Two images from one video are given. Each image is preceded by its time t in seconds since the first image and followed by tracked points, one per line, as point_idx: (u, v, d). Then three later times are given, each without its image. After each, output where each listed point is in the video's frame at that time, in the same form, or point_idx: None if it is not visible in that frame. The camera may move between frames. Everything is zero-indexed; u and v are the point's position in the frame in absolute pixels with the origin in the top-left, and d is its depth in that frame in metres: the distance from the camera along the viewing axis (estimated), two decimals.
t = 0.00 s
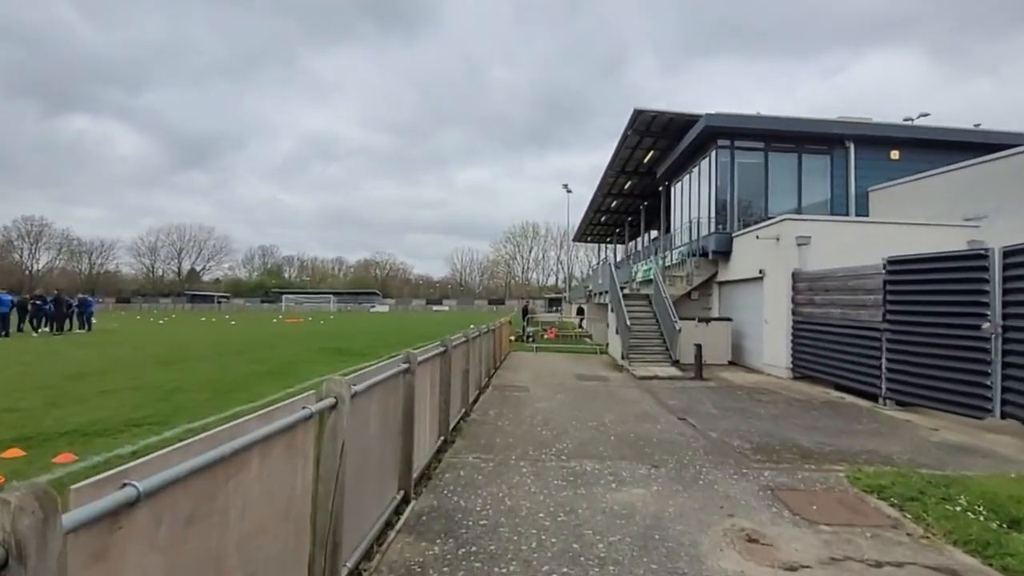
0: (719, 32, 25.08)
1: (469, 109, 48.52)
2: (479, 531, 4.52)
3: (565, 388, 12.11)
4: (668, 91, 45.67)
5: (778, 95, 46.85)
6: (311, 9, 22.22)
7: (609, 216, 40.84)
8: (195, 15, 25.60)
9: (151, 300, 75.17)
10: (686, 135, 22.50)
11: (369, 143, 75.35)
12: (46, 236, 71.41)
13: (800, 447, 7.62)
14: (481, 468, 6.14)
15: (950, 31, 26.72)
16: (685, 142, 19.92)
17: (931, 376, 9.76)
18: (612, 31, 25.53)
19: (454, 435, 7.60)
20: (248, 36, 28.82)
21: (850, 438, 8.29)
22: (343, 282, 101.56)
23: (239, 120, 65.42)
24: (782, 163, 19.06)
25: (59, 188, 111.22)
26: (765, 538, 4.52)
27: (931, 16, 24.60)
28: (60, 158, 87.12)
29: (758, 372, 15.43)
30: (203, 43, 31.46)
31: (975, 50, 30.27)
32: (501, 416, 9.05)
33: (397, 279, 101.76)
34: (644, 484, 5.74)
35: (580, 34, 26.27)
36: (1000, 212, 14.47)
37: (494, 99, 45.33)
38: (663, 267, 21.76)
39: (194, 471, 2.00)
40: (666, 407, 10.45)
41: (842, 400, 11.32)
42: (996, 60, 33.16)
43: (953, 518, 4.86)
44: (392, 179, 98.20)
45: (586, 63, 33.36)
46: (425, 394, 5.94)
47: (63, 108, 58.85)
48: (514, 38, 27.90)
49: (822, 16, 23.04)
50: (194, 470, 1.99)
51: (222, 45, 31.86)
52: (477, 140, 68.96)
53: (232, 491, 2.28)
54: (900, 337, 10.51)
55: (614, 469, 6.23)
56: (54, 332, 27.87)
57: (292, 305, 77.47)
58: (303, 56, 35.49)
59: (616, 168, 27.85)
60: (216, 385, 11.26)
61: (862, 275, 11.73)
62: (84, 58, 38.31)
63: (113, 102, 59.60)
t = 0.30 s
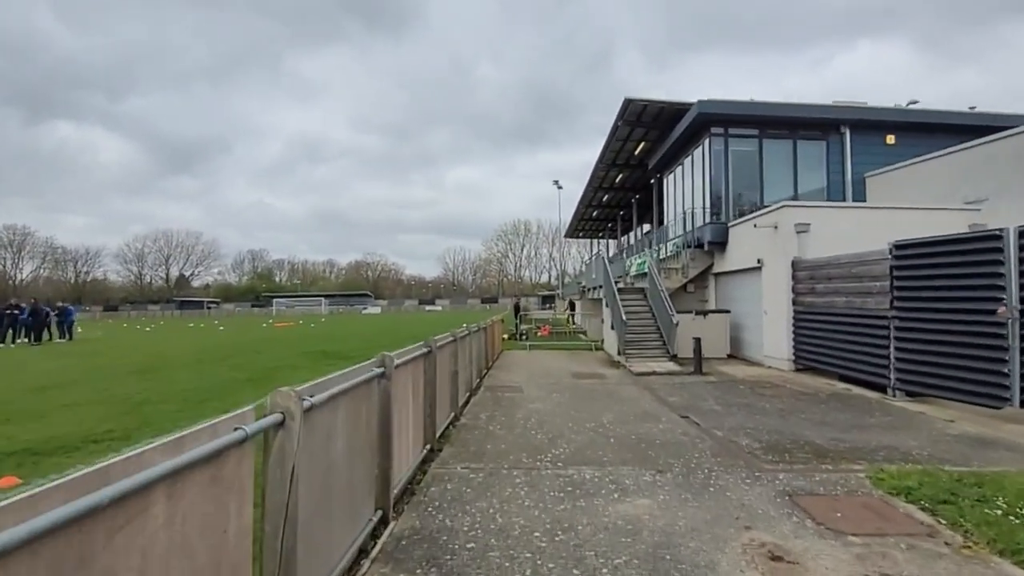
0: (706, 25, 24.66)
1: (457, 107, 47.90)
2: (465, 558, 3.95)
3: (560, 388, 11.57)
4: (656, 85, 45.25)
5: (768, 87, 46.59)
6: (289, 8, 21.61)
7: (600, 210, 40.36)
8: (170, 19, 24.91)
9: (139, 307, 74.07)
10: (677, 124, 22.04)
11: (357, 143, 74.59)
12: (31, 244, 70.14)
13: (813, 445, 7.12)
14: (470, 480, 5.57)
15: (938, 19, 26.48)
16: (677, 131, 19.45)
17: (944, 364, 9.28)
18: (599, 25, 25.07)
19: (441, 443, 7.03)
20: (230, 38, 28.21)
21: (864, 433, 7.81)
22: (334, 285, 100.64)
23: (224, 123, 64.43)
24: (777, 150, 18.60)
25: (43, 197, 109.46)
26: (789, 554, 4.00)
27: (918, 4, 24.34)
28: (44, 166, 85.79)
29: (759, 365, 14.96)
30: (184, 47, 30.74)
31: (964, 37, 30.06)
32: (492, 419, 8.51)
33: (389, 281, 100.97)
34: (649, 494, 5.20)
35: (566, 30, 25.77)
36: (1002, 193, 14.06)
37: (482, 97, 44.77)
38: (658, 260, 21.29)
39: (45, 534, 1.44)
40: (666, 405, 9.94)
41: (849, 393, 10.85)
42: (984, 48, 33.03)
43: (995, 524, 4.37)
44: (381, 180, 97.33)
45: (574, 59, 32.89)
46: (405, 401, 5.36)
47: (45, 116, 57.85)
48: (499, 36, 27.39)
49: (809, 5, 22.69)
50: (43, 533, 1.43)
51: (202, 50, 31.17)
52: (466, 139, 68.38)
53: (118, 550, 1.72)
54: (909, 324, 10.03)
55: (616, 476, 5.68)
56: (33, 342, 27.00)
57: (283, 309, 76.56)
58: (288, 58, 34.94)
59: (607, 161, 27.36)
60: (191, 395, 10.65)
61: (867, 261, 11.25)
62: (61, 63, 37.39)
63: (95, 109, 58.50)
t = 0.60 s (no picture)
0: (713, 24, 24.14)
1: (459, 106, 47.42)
2: None
3: (565, 392, 11.06)
4: (659, 83, 44.72)
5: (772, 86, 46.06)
6: (286, 6, 21.16)
7: (604, 210, 39.84)
8: (166, 19, 24.49)
9: (140, 307, 73.77)
10: (685, 120, 21.48)
11: (359, 142, 74.26)
12: (31, 243, 69.83)
13: (841, 459, 6.59)
14: (470, 501, 5.05)
15: (948, 18, 25.96)
16: (685, 126, 18.90)
17: (973, 369, 8.66)
18: (602, 25, 24.57)
19: (439, 456, 6.50)
20: (230, 37, 27.86)
21: (893, 445, 7.29)
22: (335, 284, 100.29)
23: (225, 122, 64.04)
24: (788, 146, 18.03)
25: (44, 196, 109.29)
26: None
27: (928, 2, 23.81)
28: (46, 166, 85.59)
29: (772, 368, 14.42)
30: (183, 47, 30.43)
31: (973, 36, 29.53)
32: (494, 427, 8.01)
33: (390, 280, 100.54)
34: (669, 518, 4.68)
35: (569, 29, 25.25)
36: None
37: (484, 96, 44.31)
38: (664, 259, 20.76)
39: None
40: (678, 412, 9.43)
41: (869, 398, 10.33)
42: (994, 46, 32.49)
43: None
44: (383, 180, 96.89)
45: (577, 59, 32.40)
46: (397, 413, 4.83)
47: (45, 114, 57.56)
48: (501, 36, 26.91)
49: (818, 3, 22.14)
50: None
51: (201, 48, 30.76)
52: (468, 138, 67.94)
53: None
54: (935, 327, 9.42)
55: (632, 496, 5.15)
56: (27, 342, 26.52)
57: (283, 309, 76.17)
58: (289, 57, 34.63)
59: (611, 159, 26.81)
60: (180, 399, 10.19)
61: (888, 260, 10.69)
62: (60, 62, 37.03)
63: (96, 109, 58.19)
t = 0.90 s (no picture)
0: (731, 27, 23.51)
1: (469, 105, 47.02)
2: None
3: (575, 399, 10.54)
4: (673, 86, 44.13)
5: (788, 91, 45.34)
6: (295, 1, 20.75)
7: (614, 211, 39.24)
8: (173, 11, 24.16)
9: (147, 297, 73.91)
10: (702, 120, 20.87)
11: (369, 139, 74.13)
12: (41, 232, 70.08)
13: (879, 485, 6.04)
14: (473, 525, 4.52)
15: (972, 26, 25.23)
16: (703, 126, 18.30)
17: (1014, 389, 8.04)
18: (616, 26, 24.01)
19: (439, 469, 5.98)
20: (244, 32, 27.74)
21: (932, 469, 6.73)
22: (342, 280, 100.14)
23: (235, 116, 64.00)
24: (809, 149, 17.40)
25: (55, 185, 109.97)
26: None
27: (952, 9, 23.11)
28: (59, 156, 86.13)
29: (789, 379, 13.84)
30: (198, 40, 30.38)
31: (996, 44, 28.79)
32: (500, 437, 7.48)
33: (396, 278, 100.32)
34: (698, 552, 4.15)
35: (584, 30, 24.70)
36: None
37: (495, 95, 43.88)
38: (677, 262, 20.18)
39: None
40: (695, 425, 8.89)
41: (898, 415, 9.73)
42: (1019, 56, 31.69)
43: None
44: (391, 177, 96.65)
45: (590, 60, 31.86)
46: (394, 426, 4.29)
47: (60, 105, 57.90)
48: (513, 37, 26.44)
49: (840, 7, 21.49)
50: None
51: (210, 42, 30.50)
52: (478, 137, 67.62)
53: None
54: (972, 342, 8.81)
55: (654, 524, 4.62)
56: (28, 331, 26.28)
57: (289, 303, 76.08)
58: (302, 53, 34.49)
59: (624, 159, 26.21)
60: (171, 396, 9.72)
61: (921, 270, 10.08)
62: (72, 52, 37.02)
63: (107, 101, 58.29)
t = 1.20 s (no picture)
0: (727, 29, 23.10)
1: (464, 111, 46.72)
2: None
3: (577, 408, 10.01)
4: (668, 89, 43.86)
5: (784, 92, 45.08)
6: (284, 10, 20.29)
7: (611, 215, 38.79)
8: (164, 23, 23.86)
9: (143, 309, 73.25)
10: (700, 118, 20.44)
11: (365, 148, 73.83)
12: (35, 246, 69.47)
13: (912, 499, 5.52)
14: (467, 559, 3.99)
15: (971, 24, 24.92)
16: (702, 124, 17.84)
17: None
18: (609, 31, 23.61)
19: (431, 491, 5.46)
20: (238, 42, 27.47)
21: (965, 478, 6.23)
22: (339, 288, 99.53)
23: (229, 126, 63.63)
24: (812, 145, 16.95)
25: (50, 199, 109.50)
26: None
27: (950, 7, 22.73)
28: (54, 170, 85.69)
29: (798, 381, 13.34)
30: (191, 50, 30.09)
31: (992, 41, 28.49)
32: (499, 451, 6.99)
33: (394, 286, 99.71)
34: None
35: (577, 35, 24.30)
36: None
37: (490, 101, 43.59)
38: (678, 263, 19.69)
39: None
40: (705, 434, 8.37)
41: (917, 419, 9.24)
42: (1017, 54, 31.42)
43: None
44: (388, 185, 96.25)
45: (584, 65, 31.54)
46: (374, 448, 3.77)
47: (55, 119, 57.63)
48: (507, 42, 26.05)
49: (836, 7, 21.17)
50: None
51: (206, 51, 30.28)
52: (473, 144, 67.34)
53: None
54: (996, 340, 8.32)
55: (671, 553, 4.09)
56: (16, 346, 25.68)
57: (286, 313, 75.48)
58: (295, 62, 34.19)
59: (621, 161, 25.76)
60: (151, 412, 9.19)
61: (938, 265, 9.59)
62: (64, 64, 36.64)
63: (103, 113, 58.04)
